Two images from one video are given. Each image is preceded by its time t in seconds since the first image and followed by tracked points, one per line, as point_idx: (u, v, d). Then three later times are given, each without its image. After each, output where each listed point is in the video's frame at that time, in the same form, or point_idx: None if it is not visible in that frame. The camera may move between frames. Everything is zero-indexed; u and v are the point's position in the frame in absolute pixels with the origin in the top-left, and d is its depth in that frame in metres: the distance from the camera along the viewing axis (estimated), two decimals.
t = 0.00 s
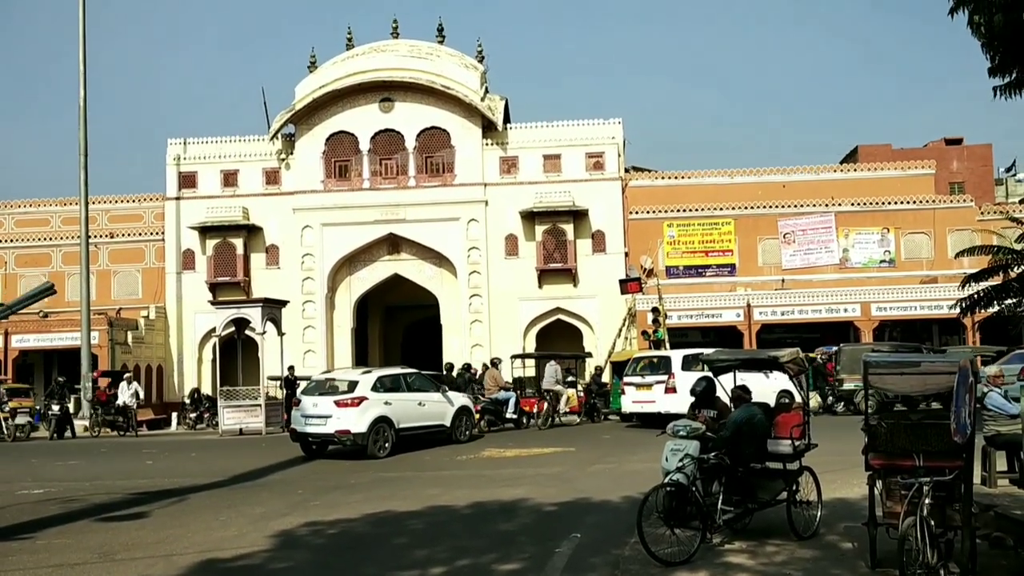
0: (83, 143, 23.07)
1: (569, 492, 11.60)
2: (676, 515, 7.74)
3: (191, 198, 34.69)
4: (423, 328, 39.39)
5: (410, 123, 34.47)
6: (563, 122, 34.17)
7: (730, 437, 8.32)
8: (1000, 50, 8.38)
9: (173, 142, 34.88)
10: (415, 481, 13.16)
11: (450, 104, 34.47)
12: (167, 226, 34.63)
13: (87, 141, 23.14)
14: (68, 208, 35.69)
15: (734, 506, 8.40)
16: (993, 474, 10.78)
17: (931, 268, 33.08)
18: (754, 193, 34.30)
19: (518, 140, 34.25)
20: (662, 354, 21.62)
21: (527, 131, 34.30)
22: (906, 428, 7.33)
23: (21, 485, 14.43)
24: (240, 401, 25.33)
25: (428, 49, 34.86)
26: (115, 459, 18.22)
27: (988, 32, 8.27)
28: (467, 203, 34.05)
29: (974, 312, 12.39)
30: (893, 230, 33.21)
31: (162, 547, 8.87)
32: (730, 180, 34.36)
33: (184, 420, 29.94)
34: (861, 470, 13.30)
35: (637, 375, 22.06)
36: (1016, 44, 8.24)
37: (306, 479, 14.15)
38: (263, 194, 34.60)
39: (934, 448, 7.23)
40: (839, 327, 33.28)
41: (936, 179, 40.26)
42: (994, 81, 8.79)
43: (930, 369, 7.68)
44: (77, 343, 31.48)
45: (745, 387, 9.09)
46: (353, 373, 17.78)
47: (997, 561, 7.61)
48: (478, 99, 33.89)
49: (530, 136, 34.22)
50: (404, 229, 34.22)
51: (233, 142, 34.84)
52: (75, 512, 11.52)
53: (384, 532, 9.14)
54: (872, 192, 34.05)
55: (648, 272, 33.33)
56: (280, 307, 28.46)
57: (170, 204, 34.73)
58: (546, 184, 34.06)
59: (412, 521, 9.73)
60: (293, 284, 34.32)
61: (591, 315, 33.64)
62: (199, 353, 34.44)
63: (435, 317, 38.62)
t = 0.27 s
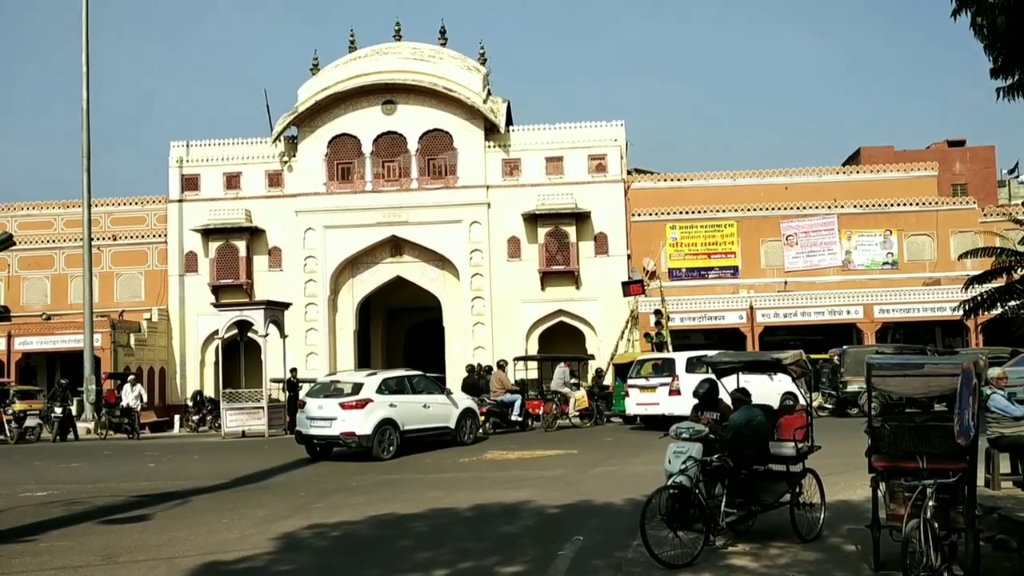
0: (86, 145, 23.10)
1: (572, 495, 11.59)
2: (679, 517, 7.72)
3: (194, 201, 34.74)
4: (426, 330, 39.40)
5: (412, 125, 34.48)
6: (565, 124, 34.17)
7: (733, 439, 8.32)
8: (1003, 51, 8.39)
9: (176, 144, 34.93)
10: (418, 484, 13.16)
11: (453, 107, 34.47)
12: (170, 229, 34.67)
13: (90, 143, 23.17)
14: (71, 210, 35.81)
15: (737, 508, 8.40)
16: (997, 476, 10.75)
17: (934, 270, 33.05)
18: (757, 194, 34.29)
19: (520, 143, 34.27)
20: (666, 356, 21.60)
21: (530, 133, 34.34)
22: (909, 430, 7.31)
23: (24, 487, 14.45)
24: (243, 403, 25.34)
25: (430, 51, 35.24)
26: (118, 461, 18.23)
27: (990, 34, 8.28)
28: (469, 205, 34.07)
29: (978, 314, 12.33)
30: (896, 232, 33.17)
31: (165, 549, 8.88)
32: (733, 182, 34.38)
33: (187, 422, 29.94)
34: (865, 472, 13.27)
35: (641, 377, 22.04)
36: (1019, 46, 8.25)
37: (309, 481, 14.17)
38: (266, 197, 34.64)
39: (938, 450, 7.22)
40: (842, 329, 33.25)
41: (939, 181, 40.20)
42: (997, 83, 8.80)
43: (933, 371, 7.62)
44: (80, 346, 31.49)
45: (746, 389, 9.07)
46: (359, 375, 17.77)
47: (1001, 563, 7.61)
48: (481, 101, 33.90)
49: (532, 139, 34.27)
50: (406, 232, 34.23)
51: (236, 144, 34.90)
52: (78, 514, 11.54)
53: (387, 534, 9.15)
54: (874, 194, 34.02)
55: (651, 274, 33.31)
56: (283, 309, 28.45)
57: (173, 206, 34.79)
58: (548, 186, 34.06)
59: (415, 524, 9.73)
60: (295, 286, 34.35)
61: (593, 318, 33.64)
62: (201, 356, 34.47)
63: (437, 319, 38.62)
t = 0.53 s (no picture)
0: (93, 148, 23.13)
1: (579, 497, 11.58)
2: (685, 520, 7.70)
3: (201, 203, 34.81)
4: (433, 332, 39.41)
5: (419, 128, 34.49)
6: (571, 126, 34.16)
7: (739, 441, 8.30)
8: (1011, 52, 8.37)
9: (183, 147, 35.03)
10: (424, 486, 13.16)
11: (459, 109, 34.47)
12: (176, 231, 34.74)
13: (97, 146, 23.20)
14: (78, 213, 35.83)
15: (744, 511, 8.39)
16: (1005, 478, 10.72)
17: (942, 272, 32.98)
18: (764, 196, 34.17)
19: (526, 145, 34.26)
20: (675, 358, 21.60)
21: (536, 135, 34.29)
22: (917, 432, 7.28)
23: (32, 489, 14.47)
24: (250, 405, 25.37)
25: (437, 53, 35.26)
26: (125, 463, 18.27)
27: (997, 34, 8.27)
28: (476, 208, 34.08)
29: (985, 316, 12.23)
30: (903, 234, 33.09)
31: (172, 551, 8.89)
32: (740, 184, 34.28)
33: (194, 424, 29.99)
34: (872, 474, 13.24)
35: (650, 379, 22.03)
36: None
37: (315, 483, 14.17)
38: (273, 199, 34.70)
39: (946, 452, 7.19)
40: (849, 331, 33.19)
41: (946, 183, 40.10)
42: (1004, 84, 8.79)
43: (942, 373, 7.64)
44: (87, 348, 31.57)
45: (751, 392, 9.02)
46: (366, 377, 17.75)
47: (1009, 565, 7.58)
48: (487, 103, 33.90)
49: (539, 141, 34.22)
50: (413, 234, 34.27)
51: (243, 147, 34.95)
52: (85, 516, 11.55)
53: (394, 537, 9.14)
54: (882, 196, 33.91)
55: (658, 276, 33.39)
56: (290, 311, 28.46)
57: (180, 208, 34.86)
58: (555, 188, 34.04)
59: (422, 526, 9.73)
60: (301, 288, 34.38)
61: (600, 320, 33.62)
62: (209, 358, 34.53)
63: (444, 322, 38.62)
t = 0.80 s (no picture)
0: (116, 152, 23.32)
1: (600, 498, 11.58)
2: (707, 521, 7.69)
3: (224, 206, 35.02)
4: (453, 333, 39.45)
5: (439, 129, 34.57)
6: (591, 127, 34.12)
7: (760, 443, 8.29)
8: None
9: (205, 150, 35.28)
10: (445, 487, 13.19)
11: (479, 110, 34.49)
12: (198, 233, 34.97)
13: (120, 149, 23.39)
14: (102, 216, 36.02)
15: (766, 512, 8.37)
16: None
17: (965, 272, 32.74)
18: (785, 196, 33.98)
19: (546, 146, 34.27)
20: (697, 358, 21.55)
21: (556, 136, 34.30)
22: (940, 433, 7.24)
23: (56, 490, 14.61)
24: (272, 406, 25.50)
25: (458, 55, 34.93)
26: (148, 464, 18.41)
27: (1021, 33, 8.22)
28: (495, 209, 34.12)
29: (1010, 314, 12.05)
30: (926, 233, 32.86)
31: (195, 552, 8.95)
32: (760, 183, 34.12)
33: (216, 425, 30.19)
34: (895, 475, 13.16)
35: (672, 380, 21.92)
36: None
37: (337, 484, 14.25)
38: (294, 201, 34.88)
39: (971, 454, 7.14)
40: (871, 331, 33.00)
41: (969, 182, 39.78)
42: None
43: (964, 373, 7.58)
44: (111, 350, 31.83)
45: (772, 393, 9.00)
46: (387, 378, 17.81)
47: None
48: (507, 104, 33.91)
49: (559, 142, 34.24)
50: (434, 235, 34.34)
51: (265, 149, 35.12)
52: (110, 516, 11.66)
53: (415, 537, 9.17)
54: (904, 195, 33.66)
55: (678, 277, 33.30)
56: (311, 313, 28.58)
57: (202, 211, 35.09)
58: (574, 190, 34.00)
59: (443, 527, 9.76)
60: (322, 290, 34.55)
61: (620, 321, 33.56)
62: (231, 360, 34.73)
63: (465, 323, 38.65)
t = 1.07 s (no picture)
0: (138, 154, 23.49)
1: (620, 498, 11.57)
2: (727, 522, 7.67)
3: (244, 206, 35.20)
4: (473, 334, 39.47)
5: (459, 130, 34.63)
6: (610, 126, 34.08)
7: (781, 443, 8.26)
8: None
9: (226, 151, 35.47)
10: (465, 487, 13.21)
11: (498, 110, 34.51)
12: (220, 234, 35.16)
13: (142, 151, 23.56)
14: (125, 217, 35.98)
15: (787, 513, 8.34)
16: None
17: (988, 271, 32.49)
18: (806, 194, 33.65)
19: (565, 145, 34.21)
20: (720, 358, 21.47)
21: (575, 135, 34.23)
22: (963, 434, 7.19)
23: (80, 489, 14.74)
24: (293, 406, 25.60)
25: (476, 55, 35.28)
26: (170, 463, 18.54)
27: None
28: (515, 209, 34.12)
29: None
30: (949, 233, 32.62)
31: (218, 551, 9.01)
32: (781, 183, 33.70)
33: (237, 425, 30.36)
34: (918, 476, 13.07)
35: (695, 380, 21.89)
36: None
37: (357, 483, 14.29)
38: (314, 202, 35.00)
39: (994, 455, 7.07)
40: (894, 331, 32.76)
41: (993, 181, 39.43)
42: None
43: (987, 372, 7.61)
44: (133, 350, 32.08)
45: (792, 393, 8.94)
46: (406, 379, 17.85)
47: None
48: (526, 104, 33.92)
49: (578, 141, 34.18)
50: (454, 236, 34.38)
51: (285, 150, 35.27)
52: (132, 515, 11.74)
53: (435, 537, 9.19)
54: (927, 194, 33.37)
55: (698, 277, 33.26)
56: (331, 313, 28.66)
57: (223, 212, 35.28)
58: (594, 189, 33.97)
59: (463, 527, 9.78)
60: (342, 290, 34.66)
61: (640, 321, 33.47)
62: (252, 360, 34.91)
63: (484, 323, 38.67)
